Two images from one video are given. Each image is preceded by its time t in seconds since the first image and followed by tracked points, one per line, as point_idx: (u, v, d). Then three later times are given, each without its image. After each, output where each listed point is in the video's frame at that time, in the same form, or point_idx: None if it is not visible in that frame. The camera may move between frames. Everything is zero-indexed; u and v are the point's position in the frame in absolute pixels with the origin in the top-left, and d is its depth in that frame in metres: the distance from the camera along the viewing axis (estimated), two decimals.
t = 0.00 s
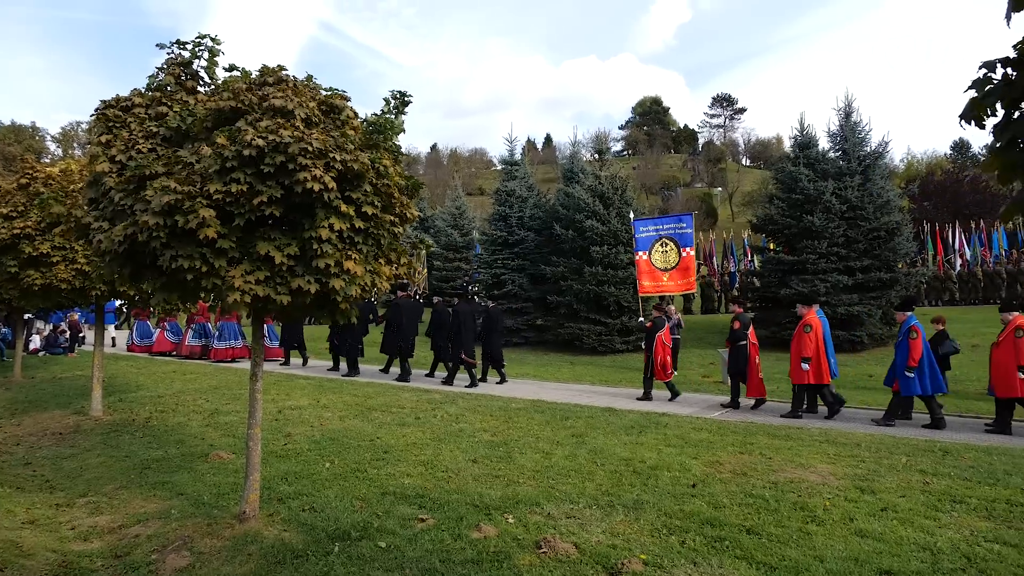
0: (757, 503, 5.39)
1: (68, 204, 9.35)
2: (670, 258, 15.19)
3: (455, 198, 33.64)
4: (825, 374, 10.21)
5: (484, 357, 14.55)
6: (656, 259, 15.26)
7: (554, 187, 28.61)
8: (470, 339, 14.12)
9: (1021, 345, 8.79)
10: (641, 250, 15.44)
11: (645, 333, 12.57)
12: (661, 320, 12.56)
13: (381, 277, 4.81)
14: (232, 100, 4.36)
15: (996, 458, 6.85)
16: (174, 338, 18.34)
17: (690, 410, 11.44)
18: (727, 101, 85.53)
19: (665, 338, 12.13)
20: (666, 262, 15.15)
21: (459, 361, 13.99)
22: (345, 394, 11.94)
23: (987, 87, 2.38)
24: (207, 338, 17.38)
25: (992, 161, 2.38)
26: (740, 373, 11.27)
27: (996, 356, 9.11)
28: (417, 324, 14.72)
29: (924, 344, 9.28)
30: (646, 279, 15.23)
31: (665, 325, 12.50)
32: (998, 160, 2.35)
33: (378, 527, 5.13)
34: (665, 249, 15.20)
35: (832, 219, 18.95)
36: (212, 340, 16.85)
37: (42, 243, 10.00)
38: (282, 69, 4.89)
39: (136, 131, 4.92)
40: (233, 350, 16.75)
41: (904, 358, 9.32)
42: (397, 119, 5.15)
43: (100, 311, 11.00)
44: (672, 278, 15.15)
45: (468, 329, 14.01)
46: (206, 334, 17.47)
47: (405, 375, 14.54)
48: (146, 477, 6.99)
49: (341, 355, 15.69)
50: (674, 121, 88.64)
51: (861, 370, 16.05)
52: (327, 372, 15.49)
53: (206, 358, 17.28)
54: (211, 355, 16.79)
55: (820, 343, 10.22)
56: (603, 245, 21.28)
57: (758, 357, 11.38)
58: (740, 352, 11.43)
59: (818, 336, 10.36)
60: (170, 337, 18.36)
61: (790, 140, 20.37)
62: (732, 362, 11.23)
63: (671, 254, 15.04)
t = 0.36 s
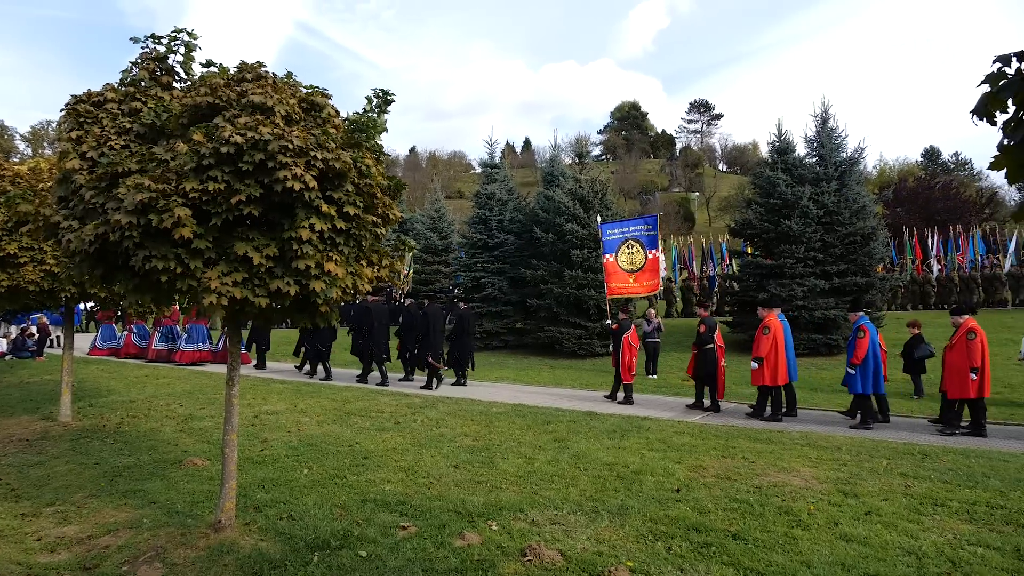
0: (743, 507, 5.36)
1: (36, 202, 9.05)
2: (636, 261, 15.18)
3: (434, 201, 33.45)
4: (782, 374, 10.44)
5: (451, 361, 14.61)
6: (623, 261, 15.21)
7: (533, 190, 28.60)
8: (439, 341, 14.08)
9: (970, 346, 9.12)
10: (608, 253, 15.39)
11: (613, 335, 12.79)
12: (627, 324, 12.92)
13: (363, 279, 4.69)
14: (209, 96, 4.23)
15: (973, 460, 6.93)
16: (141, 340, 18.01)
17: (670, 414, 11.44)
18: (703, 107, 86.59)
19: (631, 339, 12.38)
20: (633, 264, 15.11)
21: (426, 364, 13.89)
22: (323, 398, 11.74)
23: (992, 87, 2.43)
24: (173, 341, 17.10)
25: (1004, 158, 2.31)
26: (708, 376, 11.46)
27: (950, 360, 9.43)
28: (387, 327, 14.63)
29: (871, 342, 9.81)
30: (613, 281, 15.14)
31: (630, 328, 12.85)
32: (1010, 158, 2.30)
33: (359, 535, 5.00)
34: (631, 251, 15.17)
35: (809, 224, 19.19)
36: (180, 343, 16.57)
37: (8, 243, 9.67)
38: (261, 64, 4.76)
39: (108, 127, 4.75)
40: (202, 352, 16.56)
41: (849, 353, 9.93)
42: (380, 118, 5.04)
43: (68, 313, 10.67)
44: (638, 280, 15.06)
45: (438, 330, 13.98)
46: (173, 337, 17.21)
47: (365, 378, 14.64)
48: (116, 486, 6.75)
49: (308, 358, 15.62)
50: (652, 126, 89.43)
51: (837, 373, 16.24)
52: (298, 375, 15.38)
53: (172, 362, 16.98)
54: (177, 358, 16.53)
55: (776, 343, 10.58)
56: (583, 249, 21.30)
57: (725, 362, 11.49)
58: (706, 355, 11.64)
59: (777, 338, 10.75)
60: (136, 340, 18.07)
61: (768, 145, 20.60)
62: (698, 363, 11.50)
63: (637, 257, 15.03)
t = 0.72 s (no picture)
0: (728, 513, 5.34)
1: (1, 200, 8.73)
2: (601, 264, 15.20)
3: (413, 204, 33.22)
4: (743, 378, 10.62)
5: (422, 364, 14.50)
6: (588, 265, 15.24)
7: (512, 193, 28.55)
8: (409, 344, 14.08)
9: (919, 352, 9.33)
10: (574, 257, 15.45)
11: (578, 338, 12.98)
12: (593, 327, 12.97)
13: (346, 281, 4.56)
14: (187, 91, 4.08)
15: (950, 463, 7.02)
16: (102, 343, 17.56)
17: (651, 418, 11.46)
18: (680, 112, 87.53)
19: (598, 344, 12.50)
20: (598, 267, 15.13)
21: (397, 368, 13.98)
22: (300, 402, 11.51)
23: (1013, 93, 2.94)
24: (135, 344, 16.72)
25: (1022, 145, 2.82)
26: (673, 378, 11.77)
27: (901, 363, 9.64)
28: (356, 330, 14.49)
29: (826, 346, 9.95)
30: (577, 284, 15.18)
31: (596, 332, 13.00)
32: None
33: (340, 544, 4.86)
34: (597, 255, 15.18)
35: (784, 229, 19.41)
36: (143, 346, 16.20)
37: None
38: (240, 60, 4.62)
39: (80, 122, 4.58)
40: (170, 355, 16.30)
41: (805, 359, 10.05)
42: (363, 116, 4.92)
43: (35, 315, 10.32)
44: (602, 284, 15.07)
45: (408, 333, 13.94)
46: (135, 340, 16.82)
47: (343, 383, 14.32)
48: (84, 495, 6.49)
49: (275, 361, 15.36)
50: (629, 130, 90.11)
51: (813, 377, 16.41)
52: (269, 380, 15.15)
53: (136, 365, 16.61)
54: (141, 361, 16.19)
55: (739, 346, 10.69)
56: (562, 253, 21.31)
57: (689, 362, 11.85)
58: (671, 357, 11.82)
59: (738, 340, 10.82)
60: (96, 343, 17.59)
61: (745, 151, 20.84)
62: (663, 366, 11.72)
63: (602, 261, 15.02)
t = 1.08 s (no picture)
0: (714, 517, 5.32)
1: None
2: (570, 268, 15.29)
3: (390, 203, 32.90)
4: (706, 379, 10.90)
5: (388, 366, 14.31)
6: (556, 268, 15.19)
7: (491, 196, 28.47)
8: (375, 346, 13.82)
9: (871, 355, 9.68)
10: (542, 260, 15.29)
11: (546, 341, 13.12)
12: (559, 331, 13.15)
13: (329, 283, 4.44)
14: (166, 85, 3.95)
15: (928, 466, 7.11)
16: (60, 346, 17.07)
17: (635, 421, 11.45)
18: (656, 117, 88.38)
19: (565, 348, 12.62)
20: (566, 270, 15.17)
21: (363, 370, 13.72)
22: (276, 407, 11.29)
23: None
24: (96, 347, 16.33)
25: None
26: (637, 380, 12.08)
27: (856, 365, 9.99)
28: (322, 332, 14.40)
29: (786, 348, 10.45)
30: (547, 289, 15.08)
31: (562, 335, 13.13)
32: None
33: (321, 554, 4.73)
34: (565, 258, 15.21)
35: (761, 233, 19.65)
36: (105, 349, 15.78)
37: None
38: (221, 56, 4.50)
39: (52, 117, 4.41)
40: (133, 359, 15.96)
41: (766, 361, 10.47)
42: (347, 114, 4.80)
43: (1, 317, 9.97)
44: (570, 287, 15.16)
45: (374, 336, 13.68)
46: (96, 342, 16.43)
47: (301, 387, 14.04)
48: (52, 503, 6.26)
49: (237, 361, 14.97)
50: (606, 135, 90.68)
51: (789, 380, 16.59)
52: (232, 382, 14.81)
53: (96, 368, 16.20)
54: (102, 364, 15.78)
55: (703, 348, 11.01)
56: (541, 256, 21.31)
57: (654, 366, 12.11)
58: (637, 360, 12.09)
59: (703, 343, 11.16)
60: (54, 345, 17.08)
61: (722, 156, 21.07)
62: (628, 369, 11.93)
63: (571, 264, 15.08)
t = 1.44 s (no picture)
0: (699, 521, 5.31)
1: None
2: (536, 271, 15.13)
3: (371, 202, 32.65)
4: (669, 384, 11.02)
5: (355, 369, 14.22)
6: (522, 272, 15.13)
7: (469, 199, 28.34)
8: (341, 349, 13.69)
9: (828, 354, 9.99)
10: (508, 263, 15.26)
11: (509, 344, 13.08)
12: (524, 333, 13.16)
13: (311, 285, 4.32)
14: (144, 80, 3.82)
15: (905, 468, 7.21)
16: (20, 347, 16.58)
17: (615, 425, 11.45)
18: (632, 123, 89.11)
19: (527, 350, 12.71)
20: (532, 274, 15.10)
21: (328, 373, 13.60)
22: (252, 412, 11.05)
23: None
24: (56, 349, 15.87)
25: None
26: (603, 383, 12.27)
27: (812, 365, 10.29)
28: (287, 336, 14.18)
29: (743, 352, 10.49)
30: (512, 292, 15.02)
31: (528, 337, 13.21)
32: None
33: (303, 563, 4.61)
34: (531, 262, 15.13)
35: (738, 238, 19.87)
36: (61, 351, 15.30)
37: None
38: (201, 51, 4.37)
39: (21, 112, 4.25)
40: (86, 363, 15.42)
41: (724, 365, 10.61)
42: (331, 113, 4.69)
43: None
44: (536, 290, 15.01)
45: (340, 340, 13.57)
46: (57, 345, 15.98)
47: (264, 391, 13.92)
48: (18, 513, 6.02)
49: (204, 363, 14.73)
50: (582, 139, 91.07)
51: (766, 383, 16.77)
52: (198, 386, 14.56)
53: (51, 371, 15.72)
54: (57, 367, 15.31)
55: (665, 353, 11.11)
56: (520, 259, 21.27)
57: (617, 368, 12.32)
58: (603, 363, 12.32)
59: (664, 347, 11.21)
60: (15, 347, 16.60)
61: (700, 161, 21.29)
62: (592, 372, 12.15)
63: (537, 268, 14.95)
